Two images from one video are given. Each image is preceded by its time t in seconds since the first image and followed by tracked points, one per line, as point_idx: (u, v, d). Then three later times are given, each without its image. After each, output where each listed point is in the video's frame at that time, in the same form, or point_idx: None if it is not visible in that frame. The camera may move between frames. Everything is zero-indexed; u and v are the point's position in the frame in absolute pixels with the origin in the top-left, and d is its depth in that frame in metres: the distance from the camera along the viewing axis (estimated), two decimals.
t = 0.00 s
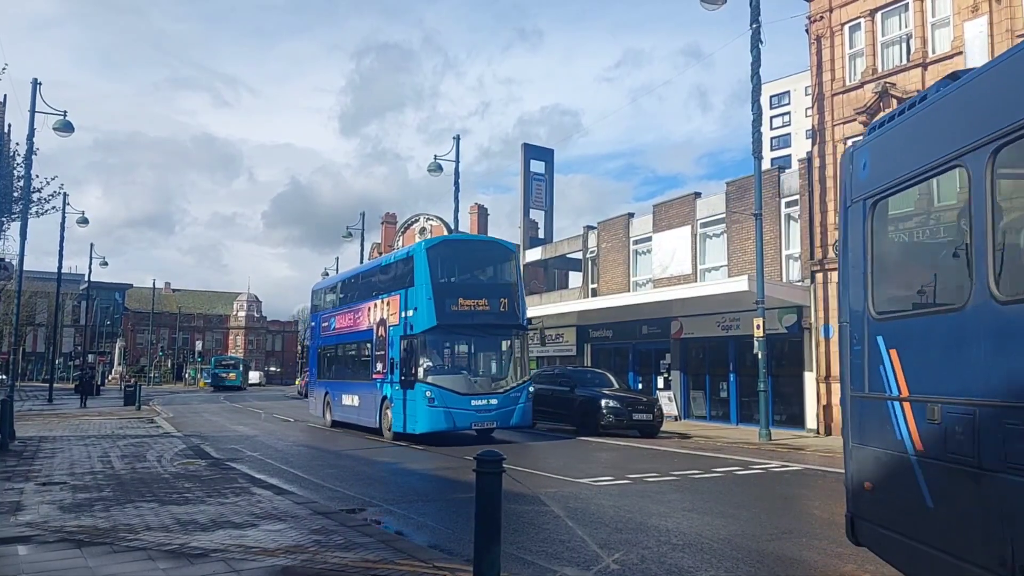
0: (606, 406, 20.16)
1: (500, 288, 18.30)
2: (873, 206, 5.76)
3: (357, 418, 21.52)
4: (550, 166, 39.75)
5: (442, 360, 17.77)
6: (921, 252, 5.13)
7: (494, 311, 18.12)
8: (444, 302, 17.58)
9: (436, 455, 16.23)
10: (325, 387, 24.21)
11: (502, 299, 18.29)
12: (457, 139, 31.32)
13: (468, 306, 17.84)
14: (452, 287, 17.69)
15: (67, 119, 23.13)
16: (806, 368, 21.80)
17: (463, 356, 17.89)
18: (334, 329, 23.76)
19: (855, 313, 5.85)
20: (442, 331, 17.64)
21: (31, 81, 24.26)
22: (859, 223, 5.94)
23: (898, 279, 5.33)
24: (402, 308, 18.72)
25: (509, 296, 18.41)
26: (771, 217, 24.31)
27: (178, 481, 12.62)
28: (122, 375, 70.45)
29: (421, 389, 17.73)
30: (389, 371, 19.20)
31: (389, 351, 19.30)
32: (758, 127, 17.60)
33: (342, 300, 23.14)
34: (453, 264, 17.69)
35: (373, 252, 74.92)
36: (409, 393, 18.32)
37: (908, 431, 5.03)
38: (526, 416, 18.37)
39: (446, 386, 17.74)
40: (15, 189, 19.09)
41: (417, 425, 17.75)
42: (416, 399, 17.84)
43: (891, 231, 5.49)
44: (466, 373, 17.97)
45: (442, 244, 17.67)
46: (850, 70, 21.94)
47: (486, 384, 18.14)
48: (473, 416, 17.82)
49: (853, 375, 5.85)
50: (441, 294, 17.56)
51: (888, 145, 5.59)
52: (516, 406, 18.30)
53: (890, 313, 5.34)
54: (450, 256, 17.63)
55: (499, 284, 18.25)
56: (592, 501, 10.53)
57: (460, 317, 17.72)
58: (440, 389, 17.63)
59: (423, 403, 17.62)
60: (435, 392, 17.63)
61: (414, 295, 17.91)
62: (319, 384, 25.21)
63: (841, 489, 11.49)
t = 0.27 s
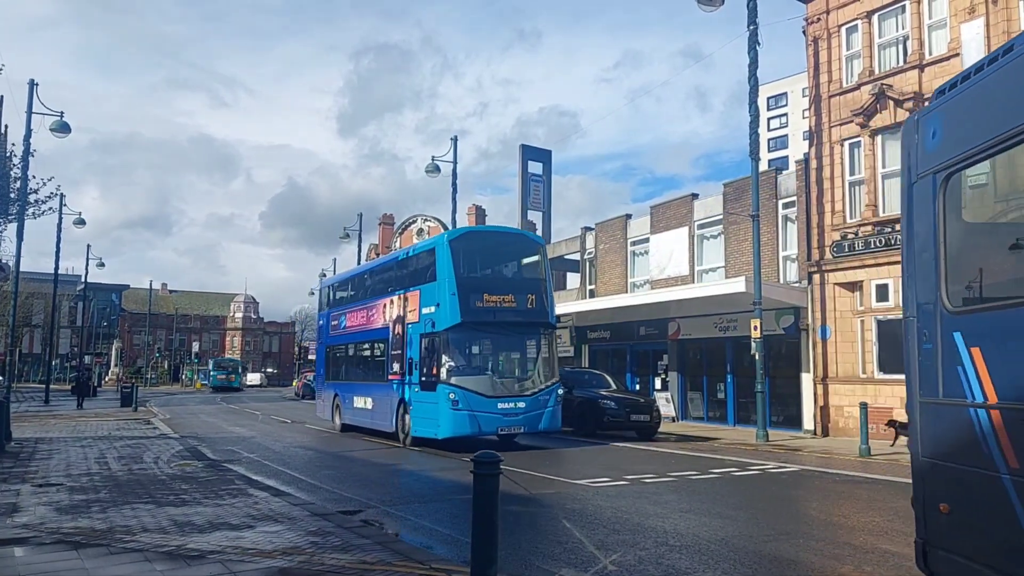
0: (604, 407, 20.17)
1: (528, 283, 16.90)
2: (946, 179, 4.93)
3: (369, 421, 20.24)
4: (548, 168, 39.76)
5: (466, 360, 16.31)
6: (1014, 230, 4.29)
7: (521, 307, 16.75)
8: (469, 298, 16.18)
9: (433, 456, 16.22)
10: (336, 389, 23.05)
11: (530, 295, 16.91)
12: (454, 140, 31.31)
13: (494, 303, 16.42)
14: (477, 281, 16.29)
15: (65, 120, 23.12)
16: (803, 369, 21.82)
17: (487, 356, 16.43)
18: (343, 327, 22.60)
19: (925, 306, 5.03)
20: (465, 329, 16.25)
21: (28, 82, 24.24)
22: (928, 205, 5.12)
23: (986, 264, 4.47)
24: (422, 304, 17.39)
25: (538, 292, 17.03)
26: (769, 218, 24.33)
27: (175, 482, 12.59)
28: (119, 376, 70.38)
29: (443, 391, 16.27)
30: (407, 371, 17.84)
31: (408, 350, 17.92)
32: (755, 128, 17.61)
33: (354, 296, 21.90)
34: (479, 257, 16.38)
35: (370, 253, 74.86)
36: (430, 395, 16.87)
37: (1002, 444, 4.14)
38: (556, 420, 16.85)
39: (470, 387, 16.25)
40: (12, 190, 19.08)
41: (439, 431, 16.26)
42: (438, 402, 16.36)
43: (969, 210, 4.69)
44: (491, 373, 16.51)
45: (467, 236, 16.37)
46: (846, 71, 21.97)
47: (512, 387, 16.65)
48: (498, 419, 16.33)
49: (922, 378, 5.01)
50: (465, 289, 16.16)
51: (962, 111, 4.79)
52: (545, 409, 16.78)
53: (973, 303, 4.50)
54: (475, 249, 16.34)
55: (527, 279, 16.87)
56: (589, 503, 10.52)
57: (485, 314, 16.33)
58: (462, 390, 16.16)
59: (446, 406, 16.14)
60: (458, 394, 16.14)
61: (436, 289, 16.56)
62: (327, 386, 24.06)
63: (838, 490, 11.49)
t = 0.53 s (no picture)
0: (600, 406, 20.22)
1: (554, 278, 15.82)
2: None
3: (384, 423, 19.17)
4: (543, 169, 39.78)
5: (489, 360, 15.19)
6: None
7: (547, 303, 15.62)
8: (492, 293, 15.08)
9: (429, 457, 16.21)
10: (343, 391, 22.41)
11: (557, 289, 15.78)
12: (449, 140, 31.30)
13: (519, 298, 15.30)
14: (499, 276, 15.22)
15: (59, 120, 23.04)
16: (798, 368, 21.87)
17: (512, 355, 15.28)
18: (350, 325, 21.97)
19: None
20: (489, 327, 15.11)
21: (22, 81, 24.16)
22: (1014, 170, 4.24)
23: None
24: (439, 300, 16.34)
25: (565, 287, 15.93)
26: (764, 218, 24.37)
27: (170, 483, 12.55)
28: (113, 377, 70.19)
29: (465, 393, 15.14)
30: (424, 372, 16.77)
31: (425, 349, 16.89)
32: (750, 129, 17.63)
33: (365, 292, 20.86)
34: (499, 249, 15.36)
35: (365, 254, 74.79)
36: (451, 398, 15.75)
37: None
38: (586, 424, 15.59)
39: (494, 389, 15.09)
40: (6, 190, 19.02)
41: (461, 436, 15.11)
42: (459, 405, 15.23)
43: None
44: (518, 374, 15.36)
45: (487, 227, 15.39)
46: (841, 72, 22.02)
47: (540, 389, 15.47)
48: (526, 424, 15.14)
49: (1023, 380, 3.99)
50: (487, 284, 15.07)
51: None
52: (574, 412, 15.54)
53: None
54: (495, 241, 15.34)
55: (553, 274, 15.79)
56: (585, 503, 10.51)
57: (510, 311, 15.19)
58: (487, 393, 15.01)
59: (468, 409, 14.98)
60: (482, 396, 15.00)
61: (456, 284, 15.47)
62: (337, 387, 23.08)
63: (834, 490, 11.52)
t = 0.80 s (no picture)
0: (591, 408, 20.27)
1: (578, 272, 15.32)
2: None
3: (394, 427, 18.77)
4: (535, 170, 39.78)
5: (509, 359, 14.56)
6: None
7: (571, 299, 15.11)
8: (514, 288, 14.53)
9: (419, 458, 16.19)
10: (348, 393, 22.22)
11: (581, 284, 15.29)
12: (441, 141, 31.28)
13: (542, 293, 14.78)
14: (522, 270, 14.69)
15: (49, 119, 22.92)
16: (788, 370, 21.95)
17: (534, 354, 14.65)
18: (356, 325, 21.63)
19: None
20: (512, 323, 14.49)
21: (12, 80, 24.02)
22: None
23: None
24: (456, 296, 15.80)
25: (589, 282, 15.42)
26: (754, 220, 24.44)
27: (159, 485, 12.49)
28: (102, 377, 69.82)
29: (486, 395, 14.47)
30: (439, 373, 16.16)
31: (440, 349, 16.30)
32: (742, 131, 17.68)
33: (370, 291, 20.60)
34: (520, 241, 14.87)
35: (356, 254, 74.63)
36: (468, 400, 15.08)
37: None
38: (613, 428, 14.96)
39: (516, 391, 14.41)
40: None
41: (481, 441, 14.42)
42: (479, 408, 14.54)
43: None
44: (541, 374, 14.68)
45: (508, 219, 14.89)
46: (832, 75, 22.11)
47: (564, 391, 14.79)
48: (549, 428, 14.46)
49: None
50: (509, 278, 14.54)
51: None
52: (601, 416, 14.91)
53: None
54: (517, 233, 14.84)
55: (577, 268, 15.29)
56: (576, 505, 10.50)
57: (533, 307, 14.65)
58: (509, 395, 14.34)
59: (490, 413, 14.29)
60: (503, 399, 14.33)
61: (475, 279, 14.92)
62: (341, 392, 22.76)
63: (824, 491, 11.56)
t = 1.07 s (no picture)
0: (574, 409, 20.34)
1: (597, 268, 15.06)
2: None
3: (393, 430, 18.67)
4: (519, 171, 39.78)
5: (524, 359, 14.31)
6: None
7: (590, 294, 14.85)
8: (530, 282, 14.29)
9: (402, 459, 16.15)
10: (345, 394, 22.00)
11: (599, 280, 15.02)
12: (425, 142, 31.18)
13: (560, 288, 14.54)
14: (538, 264, 14.43)
15: (27, 117, 22.64)
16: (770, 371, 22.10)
17: (550, 354, 14.42)
18: (354, 324, 21.39)
19: None
20: (527, 319, 14.26)
21: None
22: None
23: None
24: (467, 291, 15.55)
25: (608, 277, 15.16)
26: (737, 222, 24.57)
27: (139, 487, 12.37)
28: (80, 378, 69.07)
29: (501, 398, 14.19)
30: (450, 376, 15.89)
31: (450, 349, 16.03)
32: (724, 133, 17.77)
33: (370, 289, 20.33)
34: (535, 234, 14.64)
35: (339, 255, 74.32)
36: (481, 404, 14.81)
37: None
38: (633, 434, 14.74)
39: (533, 394, 14.15)
40: None
41: (496, 447, 14.15)
42: (494, 412, 14.26)
43: None
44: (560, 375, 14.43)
45: (522, 211, 14.67)
46: (813, 78, 22.28)
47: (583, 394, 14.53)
48: (568, 433, 14.22)
49: None
50: (526, 272, 14.29)
51: None
52: (621, 421, 14.69)
53: None
54: (532, 225, 14.62)
55: (595, 262, 15.04)
56: (560, 505, 10.52)
57: (550, 303, 14.40)
58: (527, 398, 14.06)
59: (506, 417, 14.01)
60: (520, 402, 14.04)
61: (489, 273, 14.64)
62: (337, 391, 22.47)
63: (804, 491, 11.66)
